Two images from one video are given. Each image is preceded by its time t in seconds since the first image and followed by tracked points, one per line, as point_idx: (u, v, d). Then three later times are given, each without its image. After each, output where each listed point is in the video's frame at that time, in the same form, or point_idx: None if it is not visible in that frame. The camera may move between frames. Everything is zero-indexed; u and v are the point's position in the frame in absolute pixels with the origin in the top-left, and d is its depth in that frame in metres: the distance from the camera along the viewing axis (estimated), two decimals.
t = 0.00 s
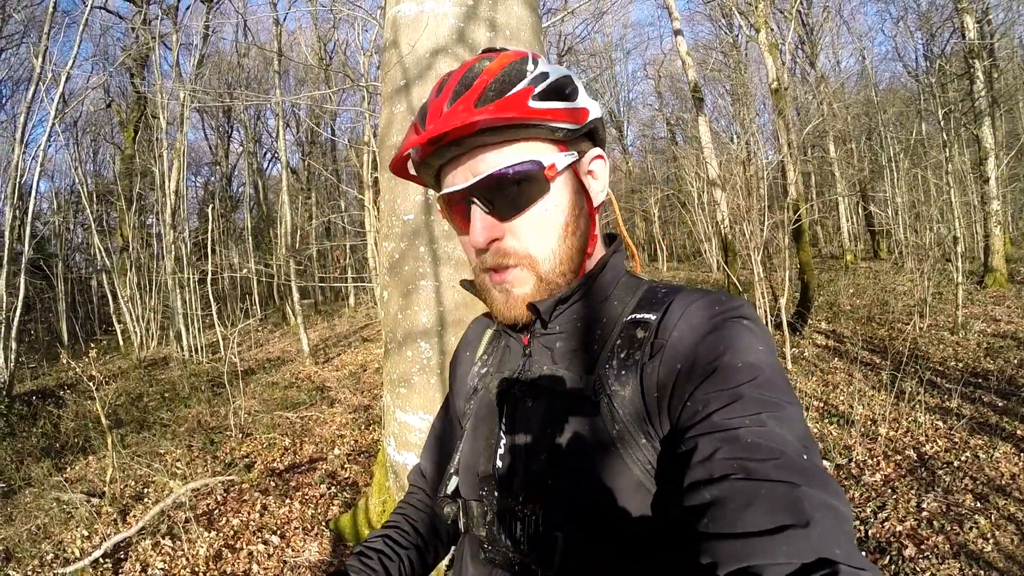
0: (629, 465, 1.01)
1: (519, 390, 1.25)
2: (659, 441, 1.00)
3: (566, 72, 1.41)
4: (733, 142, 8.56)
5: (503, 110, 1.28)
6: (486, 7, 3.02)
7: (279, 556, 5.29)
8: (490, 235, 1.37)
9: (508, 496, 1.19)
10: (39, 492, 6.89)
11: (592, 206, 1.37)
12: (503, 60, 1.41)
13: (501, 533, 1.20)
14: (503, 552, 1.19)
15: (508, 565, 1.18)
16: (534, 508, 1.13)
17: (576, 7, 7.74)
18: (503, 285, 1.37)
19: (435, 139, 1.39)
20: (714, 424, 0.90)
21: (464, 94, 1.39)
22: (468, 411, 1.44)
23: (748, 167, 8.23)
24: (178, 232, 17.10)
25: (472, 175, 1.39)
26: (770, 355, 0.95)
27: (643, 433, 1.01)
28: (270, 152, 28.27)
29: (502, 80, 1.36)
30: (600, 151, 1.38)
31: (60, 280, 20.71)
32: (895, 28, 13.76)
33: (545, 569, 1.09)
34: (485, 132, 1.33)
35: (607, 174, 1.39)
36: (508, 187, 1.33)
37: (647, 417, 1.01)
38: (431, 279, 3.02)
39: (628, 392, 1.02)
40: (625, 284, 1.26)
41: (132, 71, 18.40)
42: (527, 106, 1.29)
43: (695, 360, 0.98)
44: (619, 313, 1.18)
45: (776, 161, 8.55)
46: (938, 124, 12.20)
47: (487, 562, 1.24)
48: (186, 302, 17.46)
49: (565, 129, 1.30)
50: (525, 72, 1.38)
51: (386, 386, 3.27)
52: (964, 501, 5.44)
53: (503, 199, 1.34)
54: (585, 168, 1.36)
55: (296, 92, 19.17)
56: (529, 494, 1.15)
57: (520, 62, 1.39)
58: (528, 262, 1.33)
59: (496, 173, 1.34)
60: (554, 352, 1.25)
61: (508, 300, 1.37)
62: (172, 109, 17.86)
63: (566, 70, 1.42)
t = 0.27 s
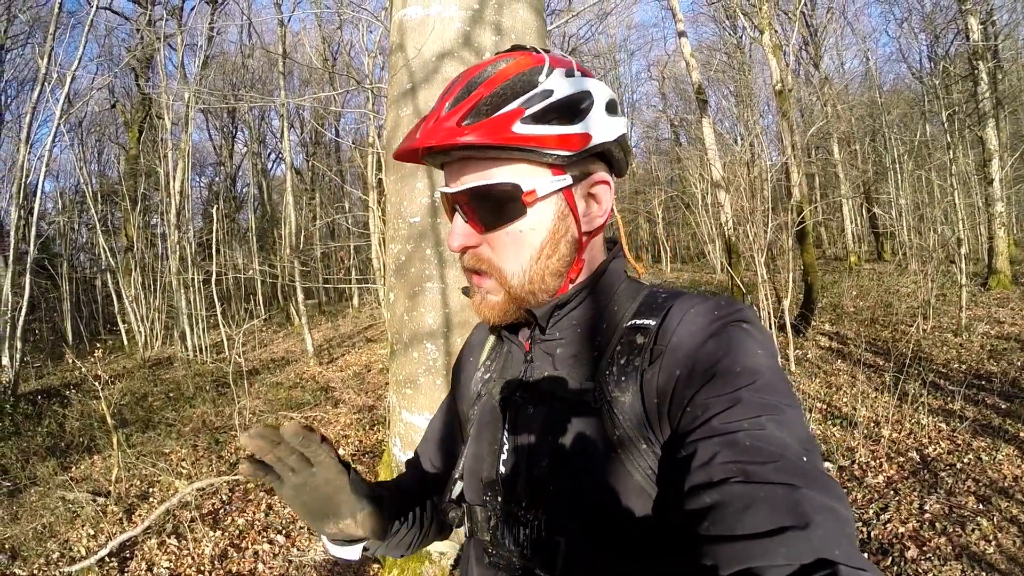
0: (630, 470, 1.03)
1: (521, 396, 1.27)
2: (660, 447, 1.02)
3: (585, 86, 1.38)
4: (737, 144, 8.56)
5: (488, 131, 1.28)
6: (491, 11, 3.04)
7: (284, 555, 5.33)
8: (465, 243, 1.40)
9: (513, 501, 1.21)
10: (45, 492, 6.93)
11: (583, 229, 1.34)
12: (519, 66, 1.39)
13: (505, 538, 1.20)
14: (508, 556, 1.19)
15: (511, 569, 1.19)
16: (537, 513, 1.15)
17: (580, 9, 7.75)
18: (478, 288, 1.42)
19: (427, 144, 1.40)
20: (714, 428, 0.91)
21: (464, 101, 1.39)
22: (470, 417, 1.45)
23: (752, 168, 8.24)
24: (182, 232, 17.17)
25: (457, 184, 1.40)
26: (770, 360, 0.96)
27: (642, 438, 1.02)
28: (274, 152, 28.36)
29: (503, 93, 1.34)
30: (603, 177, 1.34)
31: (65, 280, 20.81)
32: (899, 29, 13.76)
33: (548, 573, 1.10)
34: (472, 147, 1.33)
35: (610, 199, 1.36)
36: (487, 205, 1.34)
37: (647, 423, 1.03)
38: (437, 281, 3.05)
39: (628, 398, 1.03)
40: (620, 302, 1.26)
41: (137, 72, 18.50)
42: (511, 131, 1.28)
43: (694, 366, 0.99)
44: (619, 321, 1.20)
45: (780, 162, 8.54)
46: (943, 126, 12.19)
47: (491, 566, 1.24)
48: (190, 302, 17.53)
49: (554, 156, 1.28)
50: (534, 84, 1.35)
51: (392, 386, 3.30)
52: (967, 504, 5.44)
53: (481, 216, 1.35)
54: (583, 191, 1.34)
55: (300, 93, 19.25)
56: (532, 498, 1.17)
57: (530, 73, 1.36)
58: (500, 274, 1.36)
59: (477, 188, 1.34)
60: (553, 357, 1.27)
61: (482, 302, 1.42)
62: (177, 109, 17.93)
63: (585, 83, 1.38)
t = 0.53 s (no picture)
0: (632, 467, 1.03)
1: (524, 393, 1.28)
2: (662, 444, 1.02)
3: (591, 81, 1.39)
4: (740, 142, 8.55)
5: (501, 126, 1.28)
6: (496, 11, 3.05)
7: (289, 552, 5.36)
8: (478, 241, 1.40)
9: (516, 498, 1.23)
10: (51, 490, 6.97)
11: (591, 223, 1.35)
12: (525, 63, 1.42)
13: (510, 534, 1.23)
14: (511, 553, 1.22)
15: (516, 566, 1.21)
16: (542, 509, 1.16)
17: (583, 7, 7.75)
18: (488, 286, 1.43)
19: (436, 143, 1.40)
20: (715, 425, 0.92)
21: (472, 97, 1.40)
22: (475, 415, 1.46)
23: (755, 166, 8.23)
24: (186, 231, 17.24)
25: (468, 181, 1.40)
26: (771, 356, 0.97)
27: (645, 436, 1.03)
28: (277, 151, 28.40)
29: (509, 92, 1.35)
30: (611, 171, 1.36)
31: (69, 279, 20.90)
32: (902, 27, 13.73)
33: (554, 569, 1.12)
34: (483, 144, 1.33)
35: (618, 193, 1.37)
36: (499, 200, 1.34)
37: (650, 420, 1.04)
38: (442, 279, 3.07)
39: (631, 396, 1.04)
40: (628, 294, 1.28)
41: (140, 72, 18.55)
42: (524, 125, 1.28)
43: (696, 363, 1.00)
44: (624, 318, 1.20)
45: (783, 161, 8.53)
46: (946, 123, 12.15)
47: (496, 563, 1.26)
48: (194, 301, 17.60)
49: (567, 150, 1.29)
50: (541, 80, 1.37)
51: (398, 383, 3.32)
52: (969, 501, 5.43)
53: (492, 213, 1.35)
54: (591, 186, 1.35)
55: (303, 92, 19.28)
56: (536, 495, 1.18)
57: (537, 70, 1.38)
58: (512, 271, 1.37)
59: (489, 184, 1.35)
60: (559, 356, 1.28)
61: (491, 300, 1.43)
62: (181, 109, 17.98)
63: (591, 79, 1.40)
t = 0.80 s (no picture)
0: (635, 456, 1.04)
1: (525, 382, 1.28)
2: (665, 433, 1.03)
3: (594, 69, 1.39)
4: (742, 140, 8.54)
5: (505, 107, 1.29)
6: (499, 6, 3.04)
7: (291, 547, 5.38)
8: (478, 225, 1.42)
9: (517, 489, 1.22)
10: (53, 485, 6.99)
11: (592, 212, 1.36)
12: (529, 49, 1.43)
13: (510, 524, 1.23)
14: (512, 543, 1.23)
15: (518, 556, 1.21)
16: (542, 498, 1.16)
17: (585, 5, 7.75)
18: (487, 270, 1.45)
19: (439, 123, 1.41)
20: (719, 414, 0.92)
21: (475, 82, 1.41)
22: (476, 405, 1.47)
23: (757, 164, 8.23)
24: (187, 228, 17.25)
25: (469, 164, 1.42)
26: (775, 346, 0.98)
27: (647, 424, 1.04)
28: (278, 148, 28.38)
29: (512, 76, 1.36)
30: (611, 159, 1.37)
31: (70, 276, 20.92)
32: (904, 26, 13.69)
33: (555, 562, 1.12)
34: (486, 125, 1.34)
35: (619, 181, 1.38)
36: (501, 183, 1.35)
37: (652, 408, 1.04)
38: (445, 274, 3.07)
39: (634, 382, 1.05)
40: (630, 281, 1.28)
41: (141, 69, 18.54)
42: (527, 108, 1.28)
43: (698, 353, 1.01)
44: (625, 307, 1.21)
45: (785, 159, 8.52)
46: (948, 122, 12.13)
47: (497, 553, 1.27)
48: (195, 298, 17.61)
49: (569, 135, 1.29)
50: (544, 65, 1.37)
51: (400, 377, 3.32)
52: (970, 498, 5.44)
53: (493, 196, 1.37)
54: (593, 173, 1.36)
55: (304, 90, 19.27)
56: (537, 485, 1.17)
57: (541, 55, 1.39)
58: (512, 255, 1.39)
59: (491, 167, 1.36)
60: (558, 343, 1.29)
61: (491, 286, 1.45)
62: (182, 106, 17.97)
63: (594, 66, 1.40)
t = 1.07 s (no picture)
0: (636, 445, 1.04)
1: (523, 371, 1.27)
2: (667, 423, 1.03)
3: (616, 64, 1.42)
4: (740, 142, 8.57)
5: (538, 82, 1.28)
6: (499, 5, 3.05)
7: (290, 546, 5.37)
8: (492, 202, 1.38)
9: (515, 481, 1.20)
10: (50, 485, 6.97)
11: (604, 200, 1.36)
12: (556, 34, 1.43)
13: (511, 518, 1.20)
14: (512, 537, 1.21)
15: (519, 549, 1.19)
16: (542, 490, 1.14)
17: (584, 6, 7.77)
18: (495, 250, 1.41)
19: (463, 94, 1.40)
20: (722, 404, 0.92)
21: (502, 59, 1.40)
22: (475, 397, 1.47)
23: (754, 165, 8.25)
24: (185, 229, 17.23)
25: (490, 138, 1.40)
26: (777, 336, 0.97)
27: (648, 414, 1.04)
28: (277, 149, 28.38)
29: (539, 56, 1.36)
30: (628, 149, 1.37)
31: (68, 277, 20.88)
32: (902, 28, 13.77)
33: (555, 552, 1.11)
34: (513, 100, 1.34)
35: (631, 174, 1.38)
36: (522, 162, 1.33)
37: (653, 399, 1.04)
38: (445, 271, 3.07)
39: (635, 372, 1.05)
40: (635, 271, 1.27)
41: (140, 69, 18.54)
42: (559, 87, 1.29)
43: (701, 342, 1.00)
44: (624, 297, 1.21)
45: (783, 160, 8.55)
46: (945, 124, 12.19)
47: (498, 546, 1.26)
48: (193, 298, 17.58)
49: (594, 119, 1.30)
50: (573, 51, 1.39)
51: (399, 375, 3.32)
52: (968, 496, 5.46)
53: (512, 172, 1.35)
54: (607, 162, 1.35)
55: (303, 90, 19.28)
56: (536, 477, 1.16)
57: (567, 40, 1.39)
58: (524, 235, 1.36)
59: (513, 142, 1.34)
60: (559, 333, 1.29)
61: (497, 269, 1.42)
62: (181, 107, 17.97)
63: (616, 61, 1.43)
